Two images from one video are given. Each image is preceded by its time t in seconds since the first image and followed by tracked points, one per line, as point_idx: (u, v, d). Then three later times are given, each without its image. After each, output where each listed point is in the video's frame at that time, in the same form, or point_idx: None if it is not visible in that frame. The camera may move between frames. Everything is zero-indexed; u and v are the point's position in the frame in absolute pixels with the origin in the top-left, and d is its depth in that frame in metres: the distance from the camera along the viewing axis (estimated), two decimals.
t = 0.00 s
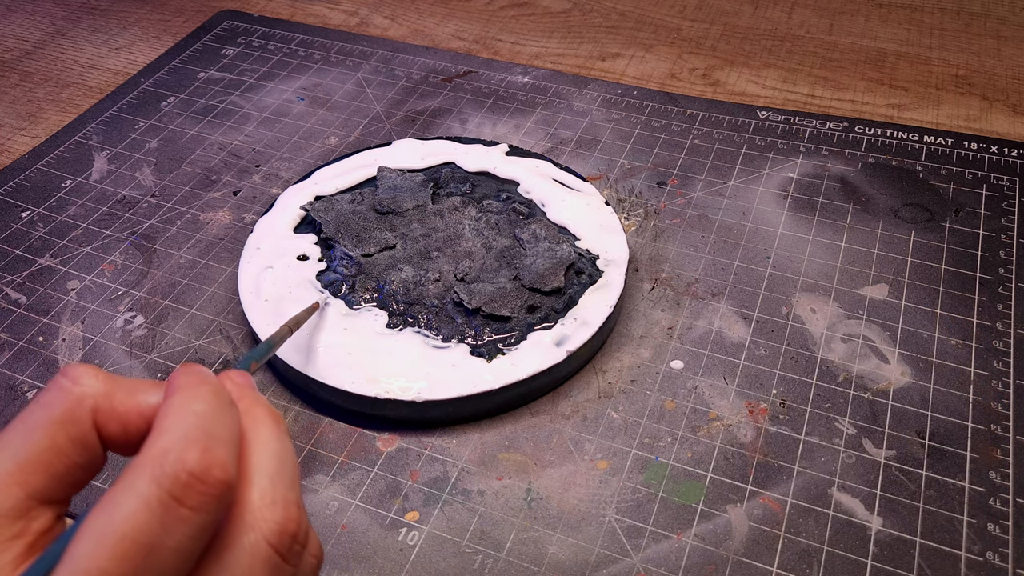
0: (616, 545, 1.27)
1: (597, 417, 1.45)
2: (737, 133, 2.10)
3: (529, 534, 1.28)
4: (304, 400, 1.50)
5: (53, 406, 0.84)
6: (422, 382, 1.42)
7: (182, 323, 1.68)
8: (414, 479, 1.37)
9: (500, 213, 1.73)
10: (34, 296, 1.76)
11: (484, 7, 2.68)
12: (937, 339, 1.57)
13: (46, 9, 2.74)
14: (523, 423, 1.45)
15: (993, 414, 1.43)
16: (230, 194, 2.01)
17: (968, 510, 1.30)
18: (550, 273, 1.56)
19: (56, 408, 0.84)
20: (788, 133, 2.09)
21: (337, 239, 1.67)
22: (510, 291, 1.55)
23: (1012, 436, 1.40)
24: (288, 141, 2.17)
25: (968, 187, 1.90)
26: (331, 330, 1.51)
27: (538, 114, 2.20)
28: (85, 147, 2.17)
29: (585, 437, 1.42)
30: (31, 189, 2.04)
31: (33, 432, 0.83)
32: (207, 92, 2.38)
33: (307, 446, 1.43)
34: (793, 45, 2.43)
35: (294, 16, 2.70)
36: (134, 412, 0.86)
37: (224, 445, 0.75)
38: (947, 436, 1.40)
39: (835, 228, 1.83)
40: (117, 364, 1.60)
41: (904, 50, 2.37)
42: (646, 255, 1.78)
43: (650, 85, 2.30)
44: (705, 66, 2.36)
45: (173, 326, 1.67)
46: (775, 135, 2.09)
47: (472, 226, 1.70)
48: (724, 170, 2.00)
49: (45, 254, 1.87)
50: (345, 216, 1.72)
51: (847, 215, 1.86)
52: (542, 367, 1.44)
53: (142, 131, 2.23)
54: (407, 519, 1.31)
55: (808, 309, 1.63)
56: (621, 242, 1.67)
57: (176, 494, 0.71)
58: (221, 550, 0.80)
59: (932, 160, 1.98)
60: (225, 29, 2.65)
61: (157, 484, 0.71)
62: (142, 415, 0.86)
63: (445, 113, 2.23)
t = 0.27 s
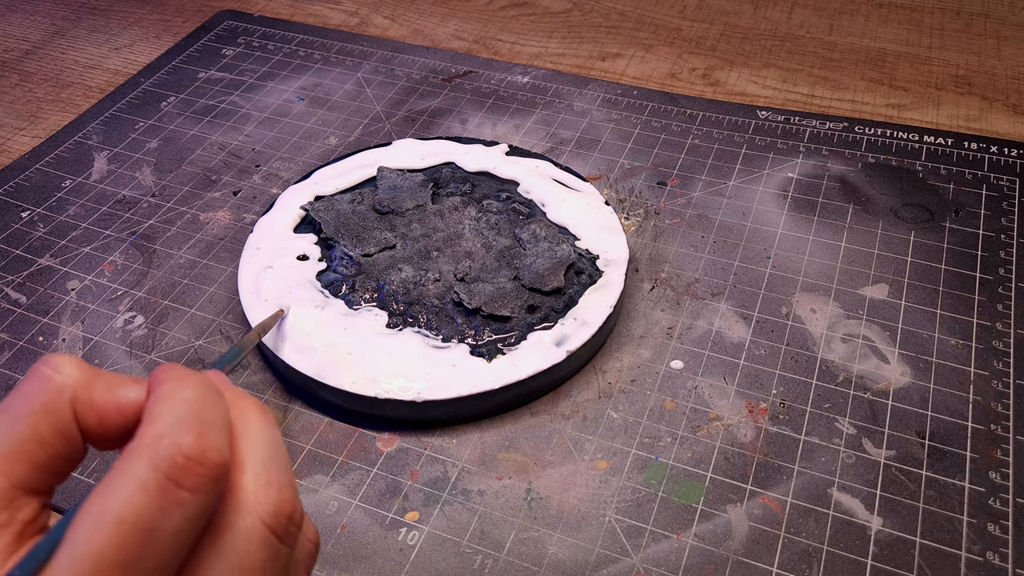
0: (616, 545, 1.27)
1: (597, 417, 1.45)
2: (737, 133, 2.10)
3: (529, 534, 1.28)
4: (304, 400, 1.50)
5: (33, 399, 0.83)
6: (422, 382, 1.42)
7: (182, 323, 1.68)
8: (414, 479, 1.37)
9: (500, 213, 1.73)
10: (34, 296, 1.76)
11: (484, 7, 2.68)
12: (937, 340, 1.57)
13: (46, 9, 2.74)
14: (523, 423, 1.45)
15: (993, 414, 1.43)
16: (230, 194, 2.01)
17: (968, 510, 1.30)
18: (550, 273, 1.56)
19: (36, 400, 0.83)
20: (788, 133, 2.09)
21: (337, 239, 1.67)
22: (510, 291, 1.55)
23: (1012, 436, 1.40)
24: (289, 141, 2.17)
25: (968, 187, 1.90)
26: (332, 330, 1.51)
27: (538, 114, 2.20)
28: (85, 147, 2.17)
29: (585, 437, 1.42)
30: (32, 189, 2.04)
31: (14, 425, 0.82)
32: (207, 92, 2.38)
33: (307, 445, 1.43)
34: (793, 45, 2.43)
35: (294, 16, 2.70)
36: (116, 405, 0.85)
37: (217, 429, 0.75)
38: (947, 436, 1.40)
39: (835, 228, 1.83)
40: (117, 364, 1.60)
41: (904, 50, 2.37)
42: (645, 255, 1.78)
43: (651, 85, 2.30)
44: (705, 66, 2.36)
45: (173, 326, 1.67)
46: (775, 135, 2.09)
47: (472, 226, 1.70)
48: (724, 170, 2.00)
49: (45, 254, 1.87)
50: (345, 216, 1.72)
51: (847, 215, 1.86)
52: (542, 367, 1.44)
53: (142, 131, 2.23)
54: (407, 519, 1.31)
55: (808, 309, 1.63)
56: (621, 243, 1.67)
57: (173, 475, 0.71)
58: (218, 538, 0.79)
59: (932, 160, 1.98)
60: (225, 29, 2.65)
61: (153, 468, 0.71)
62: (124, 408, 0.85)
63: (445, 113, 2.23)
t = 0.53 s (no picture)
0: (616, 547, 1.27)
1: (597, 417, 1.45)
2: (738, 133, 2.10)
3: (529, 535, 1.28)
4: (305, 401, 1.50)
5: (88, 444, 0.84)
6: (455, 369, 1.42)
7: (182, 325, 1.68)
8: (414, 481, 1.37)
9: (514, 201, 1.74)
10: (34, 298, 1.76)
11: (484, 7, 2.68)
12: (937, 341, 1.56)
13: (46, 8, 2.73)
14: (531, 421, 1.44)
15: (993, 415, 1.43)
16: (230, 194, 2.01)
17: (968, 511, 1.30)
18: (574, 254, 1.57)
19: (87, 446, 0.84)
20: (788, 133, 2.09)
21: (356, 234, 1.66)
22: (535, 275, 1.55)
23: (1012, 437, 1.40)
24: (288, 141, 2.17)
25: (968, 187, 1.90)
26: (360, 326, 1.51)
27: (538, 114, 2.20)
28: (84, 148, 2.17)
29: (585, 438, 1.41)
30: (31, 190, 2.04)
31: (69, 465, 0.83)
32: (206, 92, 2.38)
33: (307, 447, 1.43)
34: (793, 44, 2.42)
35: (294, 15, 2.70)
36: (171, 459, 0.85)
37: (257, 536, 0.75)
38: (947, 437, 1.40)
39: (836, 228, 1.82)
40: (117, 365, 1.60)
41: (905, 49, 2.37)
42: (645, 255, 1.77)
43: (651, 85, 2.30)
44: (706, 66, 2.35)
45: (172, 327, 1.67)
46: (776, 135, 2.08)
47: (489, 215, 1.71)
48: (725, 170, 1.99)
49: (45, 255, 1.87)
50: (358, 212, 1.72)
51: (848, 215, 1.85)
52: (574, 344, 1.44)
53: (142, 132, 2.23)
54: (407, 521, 1.31)
55: (808, 310, 1.63)
56: (634, 223, 1.69)
57: None
58: None
59: (932, 160, 1.98)
60: (224, 29, 2.65)
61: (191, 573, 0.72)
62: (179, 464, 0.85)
63: (444, 113, 2.23)
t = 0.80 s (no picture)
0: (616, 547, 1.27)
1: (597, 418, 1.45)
2: (738, 133, 2.10)
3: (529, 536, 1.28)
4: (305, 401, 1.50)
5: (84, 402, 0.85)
6: (456, 369, 1.42)
7: (182, 325, 1.68)
8: (414, 481, 1.37)
9: (514, 201, 1.74)
10: (34, 298, 1.76)
11: (484, 7, 2.68)
12: (937, 341, 1.56)
13: (46, 8, 2.73)
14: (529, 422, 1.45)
15: (993, 416, 1.43)
16: (230, 195, 2.01)
17: (968, 512, 1.30)
18: (574, 254, 1.57)
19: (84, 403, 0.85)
20: (788, 133, 2.09)
21: (356, 235, 1.66)
22: (535, 275, 1.55)
23: (1012, 438, 1.40)
24: (288, 141, 2.17)
25: (968, 188, 1.90)
26: (360, 326, 1.51)
27: (538, 114, 2.20)
28: (85, 148, 2.17)
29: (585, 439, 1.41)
30: (31, 190, 2.04)
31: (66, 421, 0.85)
32: (206, 93, 2.38)
33: (307, 447, 1.43)
34: (794, 44, 2.42)
35: (294, 16, 2.70)
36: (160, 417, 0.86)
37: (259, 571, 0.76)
38: (947, 438, 1.40)
39: (836, 229, 1.82)
40: (117, 366, 1.60)
41: (905, 50, 2.37)
42: (646, 256, 1.77)
43: (651, 85, 2.30)
44: (706, 66, 2.35)
45: (172, 328, 1.67)
46: (776, 135, 2.08)
47: (489, 216, 1.71)
48: (725, 170, 1.99)
49: (45, 255, 1.87)
50: (358, 212, 1.72)
51: (848, 215, 1.86)
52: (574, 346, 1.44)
53: (142, 132, 2.23)
54: (407, 521, 1.31)
55: (808, 310, 1.63)
56: (634, 223, 1.69)
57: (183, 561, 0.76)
58: None
59: (932, 160, 1.98)
60: (224, 29, 2.65)
61: None
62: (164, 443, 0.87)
63: (444, 113, 2.23)
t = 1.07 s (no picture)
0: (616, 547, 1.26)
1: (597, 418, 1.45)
2: (738, 133, 2.10)
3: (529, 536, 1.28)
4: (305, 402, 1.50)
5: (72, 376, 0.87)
6: (456, 369, 1.42)
7: (182, 325, 1.68)
8: (414, 481, 1.37)
9: (513, 201, 1.74)
10: (34, 298, 1.76)
11: (484, 7, 2.68)
12: (937, 341, 1.56)
13: (46, 8, 2.73)
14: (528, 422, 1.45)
15: (994, 416, 1.43)
16: (230, 195, 2.00)
17: (968, 512, 1.30)
18: (574, 255, 1.57)
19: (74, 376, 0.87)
20: (788, 133, 2.09)
21: (356, 235, 1.66)
22: (535, 275, 1.55)
23: (1012, 438, 1.40)
24: (288, 141, 2.17)
25: (969, 188, 1.90)
26: (360, 326, 1.51)
27: (538, 114, 2.20)
28: (84, 148, 2.17)
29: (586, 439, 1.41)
30: (31, 190, 2.04)
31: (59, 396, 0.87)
32: (206, 93, 2.38)
33: (307, 448, 1.43)
34: (794, 44, 2.42)
35: (294, 16, 2.70)
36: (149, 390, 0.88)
37: None
38: (947, 438, 1.40)
39: (835, 229, 1.82)
40: (117, 366, 1.60)
41: (905, 50, 2.37)
42: (646, 256, 1.77)
43: (651, 85, 2.30)
44: (706, 66, 2.35)
45: (172, 328, 1.67)
46: (775, 135, 2.08)
47: (489, 216, 1.71)
48: (725, 170, 1.99)
49: (45, 255, 1.87)
50: (358, 212, 1.72)
51: (847, 215, 1.86)
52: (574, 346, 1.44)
53: (142, 132, 2.23)
54: (407, 521, 1.31)
55: (808, 310, 1.63)
56: (634, 223, 1.69)
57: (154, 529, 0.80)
58: None
59: (932, 161, 1.98)
60: (224, 29, 2.65)
61: None
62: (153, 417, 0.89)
63: (444, 113, 2.23)
